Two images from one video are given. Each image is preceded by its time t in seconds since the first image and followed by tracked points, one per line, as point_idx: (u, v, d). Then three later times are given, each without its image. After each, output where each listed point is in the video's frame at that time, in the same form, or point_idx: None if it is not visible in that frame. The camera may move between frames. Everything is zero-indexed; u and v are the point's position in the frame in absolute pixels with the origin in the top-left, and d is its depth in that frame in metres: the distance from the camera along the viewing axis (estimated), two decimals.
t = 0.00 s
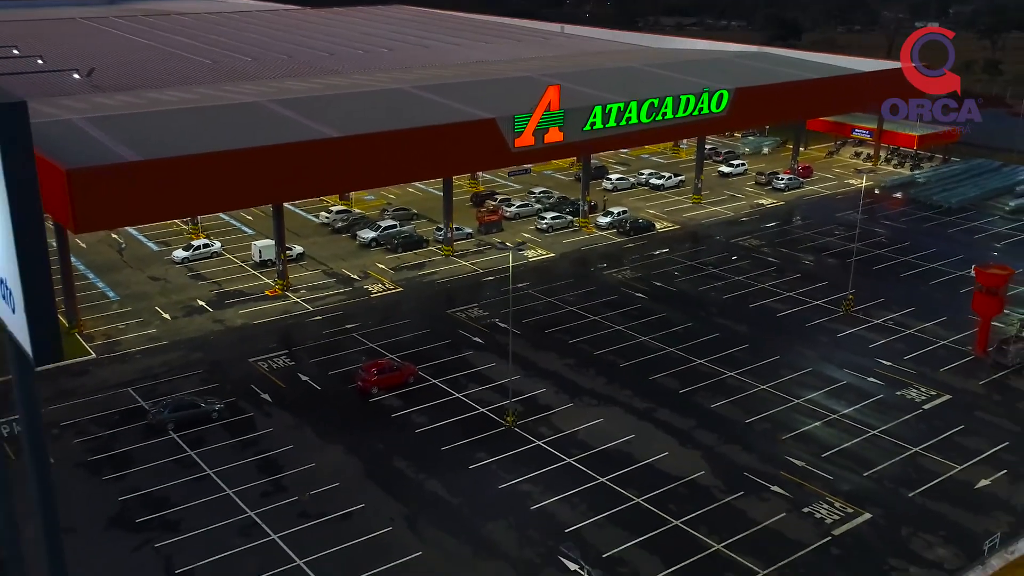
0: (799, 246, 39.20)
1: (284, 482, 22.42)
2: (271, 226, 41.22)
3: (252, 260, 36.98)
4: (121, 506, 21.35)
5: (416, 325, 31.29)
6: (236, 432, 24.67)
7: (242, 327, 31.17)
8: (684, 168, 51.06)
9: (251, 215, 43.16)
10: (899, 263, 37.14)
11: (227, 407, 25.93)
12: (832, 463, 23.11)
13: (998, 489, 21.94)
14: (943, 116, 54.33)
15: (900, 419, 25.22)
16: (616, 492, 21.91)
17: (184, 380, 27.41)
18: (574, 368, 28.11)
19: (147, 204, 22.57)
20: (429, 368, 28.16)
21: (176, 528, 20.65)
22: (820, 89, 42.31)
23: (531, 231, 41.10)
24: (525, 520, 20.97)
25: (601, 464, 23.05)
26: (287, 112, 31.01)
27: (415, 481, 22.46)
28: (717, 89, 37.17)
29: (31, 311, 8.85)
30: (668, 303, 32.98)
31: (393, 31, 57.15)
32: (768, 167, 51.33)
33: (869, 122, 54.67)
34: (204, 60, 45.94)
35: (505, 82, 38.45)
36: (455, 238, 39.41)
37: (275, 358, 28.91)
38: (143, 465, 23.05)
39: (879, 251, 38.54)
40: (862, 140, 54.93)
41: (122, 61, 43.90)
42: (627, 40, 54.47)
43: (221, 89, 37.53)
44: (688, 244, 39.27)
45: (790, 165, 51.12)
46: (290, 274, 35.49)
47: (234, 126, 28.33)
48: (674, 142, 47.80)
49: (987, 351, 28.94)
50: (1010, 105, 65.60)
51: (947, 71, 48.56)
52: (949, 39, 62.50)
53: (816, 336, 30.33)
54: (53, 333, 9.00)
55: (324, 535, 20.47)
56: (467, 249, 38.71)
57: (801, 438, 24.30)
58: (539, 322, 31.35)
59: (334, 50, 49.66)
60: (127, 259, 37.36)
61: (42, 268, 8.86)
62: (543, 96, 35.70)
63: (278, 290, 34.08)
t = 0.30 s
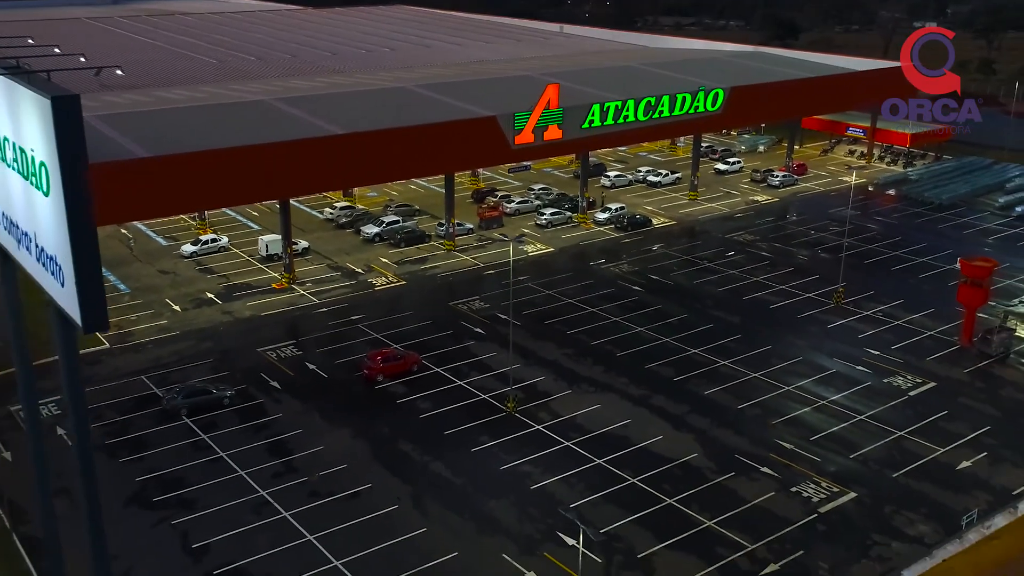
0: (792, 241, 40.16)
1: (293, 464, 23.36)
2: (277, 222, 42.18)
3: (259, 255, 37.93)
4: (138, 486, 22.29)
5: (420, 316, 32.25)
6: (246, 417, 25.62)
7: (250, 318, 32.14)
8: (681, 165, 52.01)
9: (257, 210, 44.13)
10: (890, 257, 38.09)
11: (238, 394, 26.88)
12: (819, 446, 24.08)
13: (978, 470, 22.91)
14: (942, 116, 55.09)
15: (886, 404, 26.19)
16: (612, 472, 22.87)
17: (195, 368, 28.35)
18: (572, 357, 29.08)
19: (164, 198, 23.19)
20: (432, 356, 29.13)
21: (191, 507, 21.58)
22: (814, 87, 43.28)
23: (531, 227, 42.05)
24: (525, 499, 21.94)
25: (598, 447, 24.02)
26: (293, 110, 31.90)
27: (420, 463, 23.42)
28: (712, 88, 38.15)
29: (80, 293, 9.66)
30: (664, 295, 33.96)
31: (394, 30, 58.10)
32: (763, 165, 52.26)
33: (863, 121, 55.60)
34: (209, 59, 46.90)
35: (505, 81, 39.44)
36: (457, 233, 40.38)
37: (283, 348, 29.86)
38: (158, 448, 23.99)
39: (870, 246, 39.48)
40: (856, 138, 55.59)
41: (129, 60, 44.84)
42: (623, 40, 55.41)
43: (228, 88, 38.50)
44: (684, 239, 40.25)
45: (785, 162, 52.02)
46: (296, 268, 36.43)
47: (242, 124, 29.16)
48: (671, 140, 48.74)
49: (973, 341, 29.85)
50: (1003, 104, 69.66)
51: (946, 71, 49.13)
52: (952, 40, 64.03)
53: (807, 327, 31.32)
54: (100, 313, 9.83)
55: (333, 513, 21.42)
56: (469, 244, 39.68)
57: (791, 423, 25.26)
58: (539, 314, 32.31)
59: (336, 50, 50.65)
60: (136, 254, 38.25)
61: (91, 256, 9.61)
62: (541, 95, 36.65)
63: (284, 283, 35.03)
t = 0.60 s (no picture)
0: (785, 237, 41.16)
1: (303, 447, 24.41)
2: (283, 218, 43.19)
3: (266, 250, 38.95)
4: (155, 468, 23.33)
5: (423, 308, 33.29)
6: (257, 403, 26.66)
7: (259, 310, 33.19)
8: (678, 163, 53.03)
9: (263, 207, 45.12)
10: (880, 252, 39.03)
11: (249, 381, 27.93)
12: (807, 430, 25.13)
13: (958, 452, 23.95)
14: (942, 116, 56.07)
15: (872, 391, 27.23)
16: (608, 455, 23.91)
17: (206, 357, 29.39)
18: (570, 347, 30.12)
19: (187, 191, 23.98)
20: (435, 346, 30.18)
21: (207, 486, 22.64)
22: (808, 86, 44.26)
23: (531, 223, 43.07)
24: (525, 479, 22.99)
25: (595, 430, 25.07)
26: (299, 110, 32.87)
27: (424, 446, 24.47)
28: (707, 87, 39.18)
29: (124, 271, 10.70)
30: (659, 288, 34.98)
31: (395, 31, 59.10)
32: (758, 162, 53.22)
33: (855, 119, 56.48)
34: (215, 59, 47.88)
35: (505, 80, 40.44)
36: (459, 229, 41.39)
37: (291, 338, 30.89)
38: (173, 432, 25.04)
39: (861, 241, 40.42)
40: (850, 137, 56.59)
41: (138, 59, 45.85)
42: (621, 40, 56.42)
43: (234, 87, 39.50)
44: (680, 234, 41.28)
45: (779, 161, 52.92)
46: (302, 262, 37.45)
47: (251, 123, 30.12)
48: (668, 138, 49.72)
49: (958, 332, 30.85)
50: (994, 103, 74.55)
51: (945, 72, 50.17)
52: (951, 39, 64.95)
53: (798, 318, 32.35)
54: (141, 290, 10.86)
55: (342, 492, 22.47)
56: (470, 239, 40.69)
57: (780, 408, 26.30)
58: (539, 306, 33.35)
59: (339, 50, 51.65)
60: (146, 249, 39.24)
61: (135, 237, 10.65)
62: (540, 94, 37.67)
63: (291, 277, 36.05)
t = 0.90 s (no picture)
0: (780, 233, 42.04)
1: (313, 432, 25.41)
2: (288, 215, 44.16)
3: (272, 246, 39.91)
4: (170, 452, 24.31)
5: (426, 302, 34.25)
6: (267, 392, 27.66)
7: (267, 303, 34.16)
8: (675, 161, 53.98)
9: (269, 205, 46.08)
10: (871, 248, 39.83)
11: (258, 371, 28.92)
12: (797, 417, 26.12)
13: (942, 437, 24.92)
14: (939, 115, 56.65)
15: (860, 380, 28.19)
16: (605, 440, 24.90)
17: (217, 348, 30.36)
18: (569, 338, 31.10)
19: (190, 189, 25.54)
20: (438, 338, 31.17)
21: (221, 469, 23.64)
22: (802, 86, 45.20)
23: (531, 219, 44.05)
24: (525, 462, 23.98)
25: (592, 417, 26.06)
26: (305, 108, 33.93)
27: (429, 431, 25.47)
28: (704, 87, 40.10)
29: (157, 256, 11.73)
30: (656, 283, 35.94)
31: (396, 31, 60.06)
32: (754, 161, 54.12)
33: (850, 118, 57.06)
34: (220, 59, 48.80)
35: (506, 80, 41.40)
36: (460, 225, 42.36)
37: (299, 330, 31.87)
38: (187, 419, 26.03)
39: (853, 237, 41.23)
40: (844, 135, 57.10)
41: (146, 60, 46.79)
42: (620, 40, 57.44)
43: (240, 87, 40.44)
44: (676, 230, 42.23)
45: (774, 159, 53.77)
46: (308, 258, 38.41)
47: (259, 120, 31.27)
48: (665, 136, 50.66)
49: (944, 324, 31.80)
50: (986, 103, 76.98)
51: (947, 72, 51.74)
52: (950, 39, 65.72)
53: (790, 311, 33.29)
54: (173, 272, 11.87)
55: (350, 475, 23.48)
56: (471, 236, 41.64)
57: (771, 396, 27.27)
58: (539, 299, 34.33)
59: (341, 50, 52.61)
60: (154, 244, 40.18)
61: (170, 227, 11.68)
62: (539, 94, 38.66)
63: (297, 272, 37.00)
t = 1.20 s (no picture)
0: (774, 230, 42.94)
1: (322, 419, 26.49)
2: (294, 212, 45.23)
3: (279, 241, 40.99)
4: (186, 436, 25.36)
5: (429, 295, 35.33)
6: (277, 380, 28.73)
7: (275, 297, 35.22)
8: (672, 159, 55.04)
9: (275, 202, 47.17)
10: (862, 244, 40.72)
11: (268, 361, 30.00)
12: (786, 404, 27.21)
13: (924, 423, 25.98)
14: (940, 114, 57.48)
15: (847, 369, 29.26)
16: (602, 425, 25.97)
17: (228, 340, 31.42)
18: (568, 330, 32.17)
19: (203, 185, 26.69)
20: (441, 329, 32.25)
21: (234, 453, 24.72)
22: (796, 86, 46.27)
23: (531, 216, 45.12)
24: (526, 447, 25.05)
25: (590, 404, 27.15)
26: (310, 107, 34.99)
27: (433, 418, 26.56)
28: (700, 87, 41.18)
29: (190, 242, 12.79)
30: (652, 277, 36.99)
31: (398, 32, 61.09)
32: (750, 159, 55.13)
33: (844, 118, 57.88)
34: (226, 59, 49.83)
35: (507, 80, 42.44)
36: (462, 222, 43.44)
37: (306, 322, 32.94)
38: (200, 406, 27.11)
39: (844, 233, 42.09)
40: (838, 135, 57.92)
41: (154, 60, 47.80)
42: (618, 40, 58.57)
43: (248, 87, 41.46)
44: (672, 227, 43.27)
45: (769, 157, 54.76)
46: (314, 253, 39.48)
47: (267, 118, 32.35)
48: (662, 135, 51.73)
49: (931, 317, 32.80)
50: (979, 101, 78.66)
51: (947, 72, 55.24)
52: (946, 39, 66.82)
53: (782, 304, 34.33)
54: (204, 256, 12.93)
55: (358, 458, 24.58)
56: (473, 232, 42.72)
57: (762, 385, 28.35)
58: (539, 293, 35.40)
59: (344, 50, 53.66)
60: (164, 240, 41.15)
61: (202, 216, 12.75)
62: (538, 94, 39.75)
63: (304, 266, 38.07)
